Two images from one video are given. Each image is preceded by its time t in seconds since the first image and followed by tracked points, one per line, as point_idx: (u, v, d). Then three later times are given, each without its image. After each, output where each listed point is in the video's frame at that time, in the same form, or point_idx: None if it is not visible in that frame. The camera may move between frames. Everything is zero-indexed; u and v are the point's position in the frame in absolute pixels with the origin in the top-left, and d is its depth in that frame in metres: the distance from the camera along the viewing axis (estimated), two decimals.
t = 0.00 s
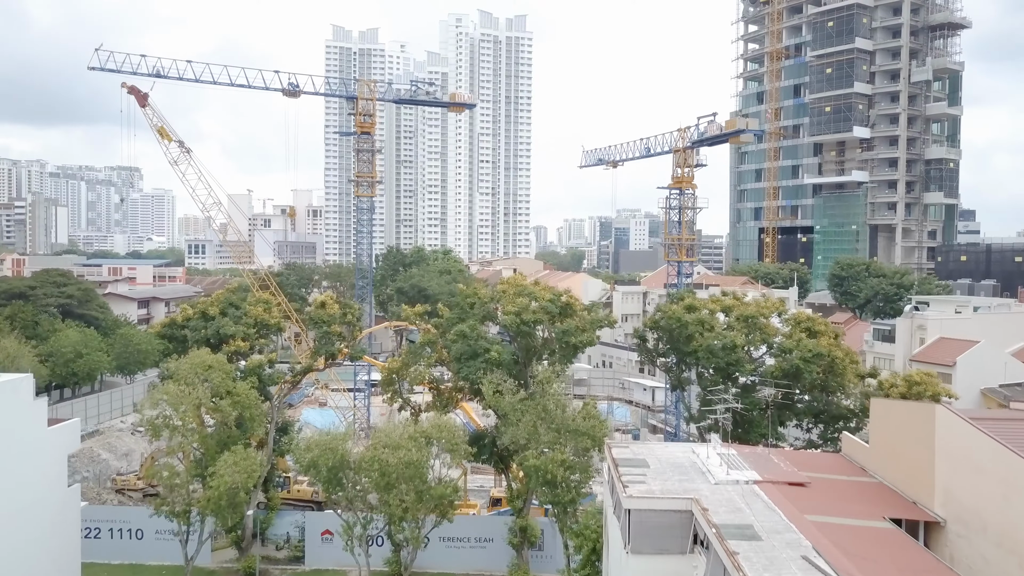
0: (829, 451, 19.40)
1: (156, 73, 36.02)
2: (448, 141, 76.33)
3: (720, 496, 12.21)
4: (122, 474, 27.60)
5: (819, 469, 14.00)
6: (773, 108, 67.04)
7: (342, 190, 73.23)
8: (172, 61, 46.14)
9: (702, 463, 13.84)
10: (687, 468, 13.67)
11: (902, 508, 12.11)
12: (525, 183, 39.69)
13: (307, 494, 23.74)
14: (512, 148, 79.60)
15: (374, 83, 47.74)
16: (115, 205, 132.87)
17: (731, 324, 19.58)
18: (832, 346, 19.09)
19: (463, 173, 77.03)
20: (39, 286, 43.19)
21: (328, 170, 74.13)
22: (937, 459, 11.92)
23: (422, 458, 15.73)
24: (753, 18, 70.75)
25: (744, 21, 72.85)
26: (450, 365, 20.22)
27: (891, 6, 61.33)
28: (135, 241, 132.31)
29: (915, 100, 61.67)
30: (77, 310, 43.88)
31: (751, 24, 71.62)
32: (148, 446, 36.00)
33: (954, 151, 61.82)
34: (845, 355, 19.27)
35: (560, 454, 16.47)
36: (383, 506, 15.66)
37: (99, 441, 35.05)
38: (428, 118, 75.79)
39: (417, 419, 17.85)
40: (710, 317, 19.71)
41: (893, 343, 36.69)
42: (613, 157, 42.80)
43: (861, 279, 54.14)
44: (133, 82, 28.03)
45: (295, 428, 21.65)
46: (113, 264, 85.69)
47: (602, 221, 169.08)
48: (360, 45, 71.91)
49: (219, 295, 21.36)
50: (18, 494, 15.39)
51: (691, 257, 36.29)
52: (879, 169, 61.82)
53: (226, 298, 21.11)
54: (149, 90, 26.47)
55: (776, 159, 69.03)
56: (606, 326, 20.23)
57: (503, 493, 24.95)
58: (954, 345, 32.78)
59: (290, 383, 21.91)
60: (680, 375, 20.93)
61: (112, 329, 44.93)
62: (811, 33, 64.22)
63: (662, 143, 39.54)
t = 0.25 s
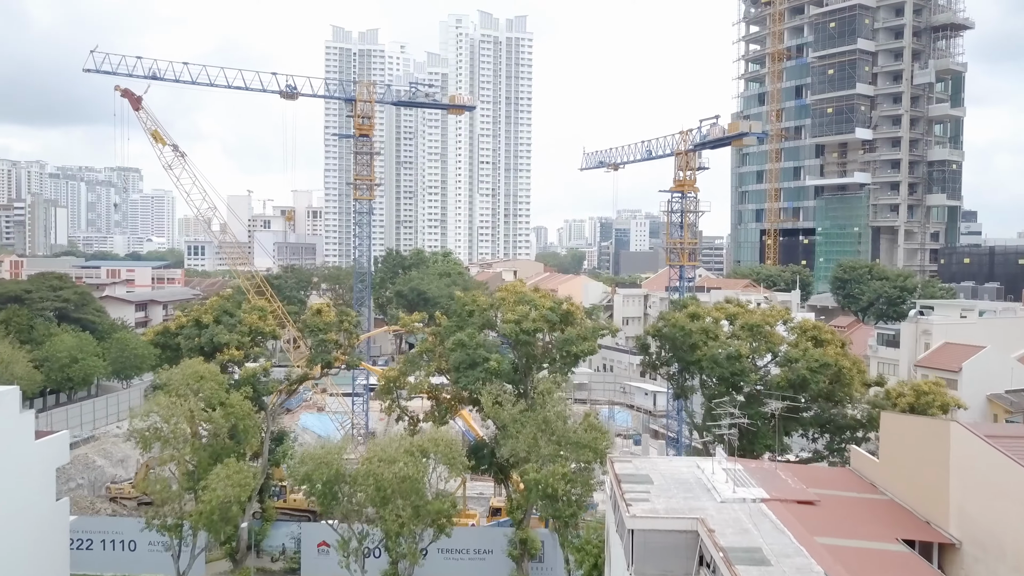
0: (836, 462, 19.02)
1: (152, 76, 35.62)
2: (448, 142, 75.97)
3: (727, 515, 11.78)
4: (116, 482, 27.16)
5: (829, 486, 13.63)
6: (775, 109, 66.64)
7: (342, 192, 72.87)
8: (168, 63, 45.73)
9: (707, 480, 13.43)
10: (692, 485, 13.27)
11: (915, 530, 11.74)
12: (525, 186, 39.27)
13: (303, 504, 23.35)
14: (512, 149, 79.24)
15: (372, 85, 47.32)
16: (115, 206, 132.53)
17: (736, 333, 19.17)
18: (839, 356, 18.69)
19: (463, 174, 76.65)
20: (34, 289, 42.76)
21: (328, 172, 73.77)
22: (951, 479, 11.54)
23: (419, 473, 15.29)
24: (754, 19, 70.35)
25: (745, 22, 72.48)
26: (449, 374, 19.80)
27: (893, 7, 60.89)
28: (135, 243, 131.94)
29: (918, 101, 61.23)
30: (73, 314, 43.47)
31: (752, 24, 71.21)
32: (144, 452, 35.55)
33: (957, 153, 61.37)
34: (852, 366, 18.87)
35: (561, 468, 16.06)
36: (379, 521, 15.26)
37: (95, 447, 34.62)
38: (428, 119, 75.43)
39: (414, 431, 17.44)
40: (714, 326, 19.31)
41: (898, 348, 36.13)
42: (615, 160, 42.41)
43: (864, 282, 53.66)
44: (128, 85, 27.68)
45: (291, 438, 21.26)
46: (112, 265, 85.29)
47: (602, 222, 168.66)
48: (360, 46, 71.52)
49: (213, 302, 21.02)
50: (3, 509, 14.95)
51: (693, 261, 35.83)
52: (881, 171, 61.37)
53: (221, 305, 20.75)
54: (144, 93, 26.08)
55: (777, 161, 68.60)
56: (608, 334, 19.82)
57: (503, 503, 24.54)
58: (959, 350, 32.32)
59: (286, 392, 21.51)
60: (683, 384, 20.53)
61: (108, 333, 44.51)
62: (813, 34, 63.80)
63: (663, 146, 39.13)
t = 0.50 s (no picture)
0: (843, 474, 18.61)
1: (147, 77, 35.22)
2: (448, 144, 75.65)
3: (733, 536, 11.35)
4: (109, 492, 26.76)
5: (838, 503, 13.24)
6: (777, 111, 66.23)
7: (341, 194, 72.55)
8: (164, 65, 45.35)
9: (712, 497, 13.04)
10: (696, 502, 12.87)
11: (928, 551, 11.36)
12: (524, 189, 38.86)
13: (297, 514, 22.97)
14: (512, 150, 78.91)
15: (371, 87, 46.89)
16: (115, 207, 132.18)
17: (740, 343, 18.75)
18: (846, 366, 18.28)
19: (463, 176, 76.32)
20: (29, 293, 42.33)
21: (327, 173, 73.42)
22: (965, 498, 11.18)
23: (416, 488, 14.86)
24: (756, 20, 69.96)
25: (746, 23, 72.10)
26: (447, 383, 19.40)
27: (895, 8, 60.47)
28: (134, 244, 131.58)
29: (920, 103, 60.78)
30: (69, 318, 43.08)
31: (753, 26, 70.82)
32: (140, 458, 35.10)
33: (960, 155, 60.93)
34: (859, 376, 18.47)
35: (561, 482, 15.66)
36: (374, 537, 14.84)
37: (91, 453, 34.18)
38: (428, 121, 75.09)
39: (411, 444, 17.01)
40: (717, 335, 18.92)
41: (903, 353, 35.51)
42: (616, 162, 42.03)
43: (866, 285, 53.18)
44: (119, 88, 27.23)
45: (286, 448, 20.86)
46: (110, 267, 84.88)
47: (603, 224, 168.16)
48: (359, 47, 71.18)
49: (205, 310, 20.61)
50: None
51: (695, 265, 35.38)
52: (884, 173, 60.91)
53: (214, 313, 20.36)
54: (137, 96, 25.67)
55: (779, 163, 68.20)
56: (609, 343, 19.41)
57: (503, 513, 24.14)
58: (967, 356, 31.78)
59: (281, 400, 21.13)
60: (686, 393, 20.14)
61: (105, 337, 44.15)
62: (815, 35, 63.40)
63: (664, 149, 38.72)
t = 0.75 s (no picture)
0: (848, 486, 18.25)
1: (142, 80, 34.79)
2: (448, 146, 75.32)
3: (739, 558, 10.97)
4: (102, 501, 26.37)
5: (846, 521, 12.88)
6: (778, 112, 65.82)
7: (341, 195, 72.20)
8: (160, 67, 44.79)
9: (717, 516, 12.66)
10: (699, 521, 12.51)
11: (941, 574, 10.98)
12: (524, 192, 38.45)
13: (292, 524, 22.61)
14: (512, 152, 78.59)
15: (369, 90, 46.46)
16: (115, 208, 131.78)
17: (744, 353, 18.35)
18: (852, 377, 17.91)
19: (463, 177, 75.97)
20: (24, 297, 41.87)
21: (327, 175, 73.05)
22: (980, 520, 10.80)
23: (413, 504, 14.47)
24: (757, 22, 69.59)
25: (747, 25, 71.72)
26: (444, 392, 19.01)
27: (897, 9, 60.09)
28: (134, 245, 131.20)
29: (922, 105, 60.40)
30: (65, 323, 42.65)
31: (754, 27, 70.44)
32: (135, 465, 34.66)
33: (962, 157, 60.54)
34: (865, 387, 18.09)
35: (561, 496, 15.28)
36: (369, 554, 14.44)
37: (86, 460, 33.73)
38: (427, 122, 74.71)
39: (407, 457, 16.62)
40: (721, 344, 18.55)
41: (906, 358, 35.06)
42: (617, 165, 41.65)
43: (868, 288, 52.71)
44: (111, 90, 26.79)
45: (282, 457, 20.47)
46: (108, 269, 84.44)
47: (603, 225, 167.80)
48: (359, 48, 70.78)
49: (198, 318, 20.18)
50: None
51: (697, 270, 34.93)
52: (886, 175, 60.52)
53: (207, 321, 19.95)
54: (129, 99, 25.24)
55: (780, 165, 67.81)
56: (610, 352, 19.03)
57: (502, 523, 23.79)
58: (972, 361, 31.37)
59: (276, 410, 20.72)
60: (689, 402, 19.76)
61: (101, 341, 43.74)
62: (816, 37, 63.01)
63: (666, 151, 38.35)
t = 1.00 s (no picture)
0: (853, 499, 17.88)
1: (137, 83, 34.43)
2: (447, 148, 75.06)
3: None
4: (95, 511, 25.99)
5: (854, 541, 12.54)
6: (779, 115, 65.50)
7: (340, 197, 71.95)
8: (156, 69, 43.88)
9: (720, 537, 12.31)
10: (702, 542, 12.16)
11: None
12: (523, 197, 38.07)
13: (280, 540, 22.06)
14: (513, 154, 78.35)
15: (366, 93, 46.05)
16: (113, 210, 132.02)
17: (747, 363, 18.00)
18: (858, 389, 17.54)
19: (463, 179, 75.69)
20: (19, 301, 41.53)
21: (326, 177, 72.67)
22: (992, 548, 10.41)
23: (408, 522, 14.09)
24: (757, 23, 69.26)
25: (748, 27, 71.39)
26: (441, 403, 18.68)
27: (899, 11, 59.72)
28: (134, 247, 130.95)
29: (924, 107, 60.01)
30: (61, 327, 42.24)
31: (755, 29, 70.13)
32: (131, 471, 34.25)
33: (965, 160, 60.11)
34: (871, 399, 17.65)
35: (561, 512, 14.94)
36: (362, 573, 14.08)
37: (80, 468, 33.25)
38: (427, 125, 74.45)
39: (403, 472, 16.26)
40: (724, 355, 18.20)
41: (910, 365, 34.59)
42: (618, 169, 41.29)
43: (870, 293, 52.24)
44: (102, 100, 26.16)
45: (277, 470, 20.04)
46: (107, 272, 84.13)
47: (603, 226, 167.51)
48: (358, 50, 70.48)
49: (191, 328, 19.79)
50: None
51: (699, 277, 34.53)
52: (887, 177, 60.12)
53: (200, 331, 19.57)
54: (122, 104, 24.87)
55: (781, 167, 67.44)
56: (610, 363, 18.67)
57: (500, 535, 23.42)
58: (977, 368, 30.95)
59: (270, 420, 20.36)
60: (690, 413, 19.43)
61: (97, 346, 43.36)
62: (817, 39, 62.68)
63: (667, 155, 37.94)
